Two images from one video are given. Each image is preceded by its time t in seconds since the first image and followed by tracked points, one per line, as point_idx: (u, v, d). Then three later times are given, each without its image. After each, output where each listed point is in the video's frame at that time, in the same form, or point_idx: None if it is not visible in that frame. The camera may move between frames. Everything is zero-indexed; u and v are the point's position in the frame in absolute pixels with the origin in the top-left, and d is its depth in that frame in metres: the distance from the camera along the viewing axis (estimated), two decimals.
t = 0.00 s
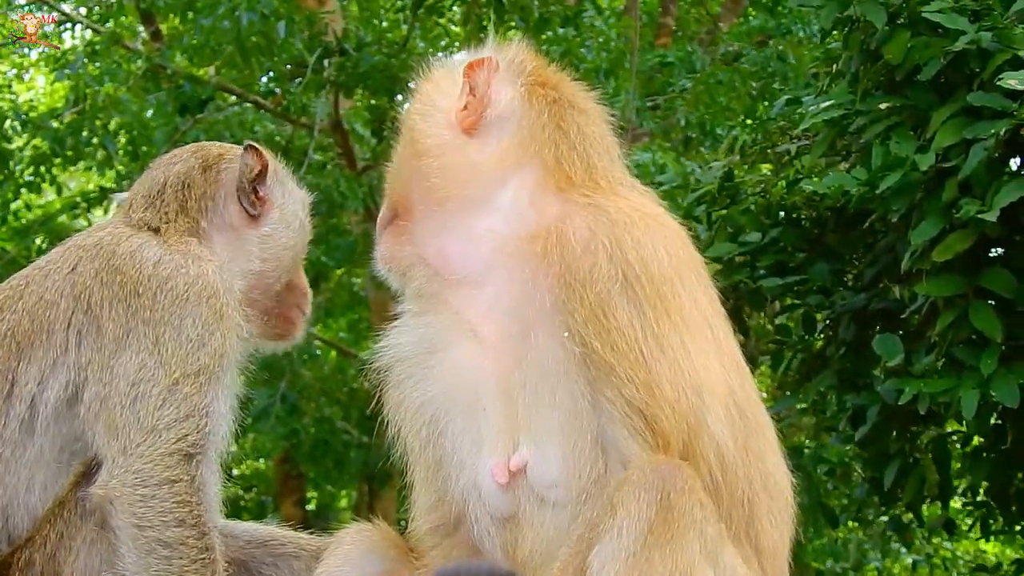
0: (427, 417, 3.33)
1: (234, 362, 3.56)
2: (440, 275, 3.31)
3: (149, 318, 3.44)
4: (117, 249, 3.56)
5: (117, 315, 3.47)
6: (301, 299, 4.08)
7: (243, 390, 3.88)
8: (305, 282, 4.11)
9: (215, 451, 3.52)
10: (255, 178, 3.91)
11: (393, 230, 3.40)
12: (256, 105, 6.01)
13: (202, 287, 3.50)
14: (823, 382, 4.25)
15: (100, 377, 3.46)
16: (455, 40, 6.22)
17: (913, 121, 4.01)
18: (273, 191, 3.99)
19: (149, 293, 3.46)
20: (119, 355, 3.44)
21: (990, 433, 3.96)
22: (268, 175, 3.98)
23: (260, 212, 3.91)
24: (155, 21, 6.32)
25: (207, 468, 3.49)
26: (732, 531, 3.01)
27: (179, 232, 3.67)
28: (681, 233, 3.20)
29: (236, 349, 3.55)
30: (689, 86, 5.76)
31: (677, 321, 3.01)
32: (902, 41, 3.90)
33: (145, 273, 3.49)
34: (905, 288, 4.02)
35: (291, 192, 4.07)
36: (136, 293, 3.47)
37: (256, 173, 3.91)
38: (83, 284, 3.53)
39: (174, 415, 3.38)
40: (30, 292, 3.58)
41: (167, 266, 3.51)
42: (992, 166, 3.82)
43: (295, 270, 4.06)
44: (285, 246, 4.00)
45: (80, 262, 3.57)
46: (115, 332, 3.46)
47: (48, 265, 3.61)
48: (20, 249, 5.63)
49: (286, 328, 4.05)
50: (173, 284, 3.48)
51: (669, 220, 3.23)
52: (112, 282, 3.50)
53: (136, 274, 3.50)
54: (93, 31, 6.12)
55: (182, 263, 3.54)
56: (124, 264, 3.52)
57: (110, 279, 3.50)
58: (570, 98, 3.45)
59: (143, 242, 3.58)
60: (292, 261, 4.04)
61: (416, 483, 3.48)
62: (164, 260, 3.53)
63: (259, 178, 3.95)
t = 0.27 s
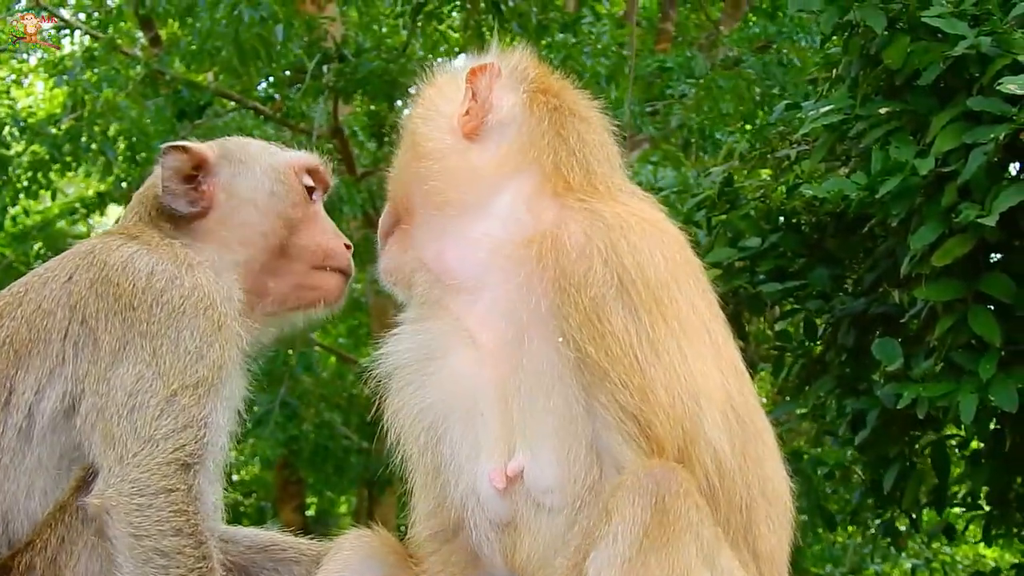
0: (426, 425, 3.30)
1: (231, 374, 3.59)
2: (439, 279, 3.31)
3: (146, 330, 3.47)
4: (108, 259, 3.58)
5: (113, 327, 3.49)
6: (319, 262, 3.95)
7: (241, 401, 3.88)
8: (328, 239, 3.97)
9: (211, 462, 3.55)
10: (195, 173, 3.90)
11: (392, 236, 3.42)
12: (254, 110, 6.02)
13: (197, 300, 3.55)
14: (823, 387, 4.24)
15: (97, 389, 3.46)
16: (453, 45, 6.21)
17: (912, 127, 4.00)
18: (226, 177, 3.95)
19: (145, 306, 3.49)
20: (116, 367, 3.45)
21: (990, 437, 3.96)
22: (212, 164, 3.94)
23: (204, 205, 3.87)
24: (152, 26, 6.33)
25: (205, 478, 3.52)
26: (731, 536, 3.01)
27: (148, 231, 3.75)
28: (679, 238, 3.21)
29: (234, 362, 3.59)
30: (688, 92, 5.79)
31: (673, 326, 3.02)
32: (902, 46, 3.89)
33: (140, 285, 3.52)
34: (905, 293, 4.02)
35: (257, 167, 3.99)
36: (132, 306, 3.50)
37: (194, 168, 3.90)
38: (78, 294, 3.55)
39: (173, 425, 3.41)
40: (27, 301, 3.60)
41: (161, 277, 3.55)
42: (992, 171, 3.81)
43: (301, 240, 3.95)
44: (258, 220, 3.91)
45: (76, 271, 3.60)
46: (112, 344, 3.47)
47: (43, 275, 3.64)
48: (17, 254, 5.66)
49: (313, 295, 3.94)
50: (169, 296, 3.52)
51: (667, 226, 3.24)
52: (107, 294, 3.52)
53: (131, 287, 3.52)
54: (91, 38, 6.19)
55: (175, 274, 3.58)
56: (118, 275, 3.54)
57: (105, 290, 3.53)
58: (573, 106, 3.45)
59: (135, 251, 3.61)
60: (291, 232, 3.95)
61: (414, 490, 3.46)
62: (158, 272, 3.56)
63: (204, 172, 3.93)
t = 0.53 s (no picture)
0: (424, 425, 3.31)
1: (223, 381, 3.60)
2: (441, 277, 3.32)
3: (135, 340, 3.49)
4: (101, 267, 3.61)
5: (103, 336, 3.51)
6: (333, 256, 3.94)
7: (240, 405, 3.88)
8: (342, 231, 3.96)
9: (200, 471, 3.56)
10: (201, 179, 3.89)
11: (394, 227, 3.41)
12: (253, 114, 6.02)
13: (187, 306, 3.55)
14: (823, 391, 4.23)
15: (85, 400, 3.48)
16: (452, 48, 6.21)
17: (911, 129, 4.00)
18: (232, 181, 3.95)
19: (134, 315, 3.51)
20: (103, 377, 3.48)
21: (990, 439, 3.96)
22: (216, 168, 3.94)
23: (213, 210, 3.87)
24: (152, 31, 6.35)
25: (191, 489, 3.53)
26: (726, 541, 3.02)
27: (146, 239, 3.76)
28: (683, 244, 3.19)
29: (226, 369, 3.60)
30: (686, 96, 5.79)
31: (673, 332, 3.01)
32: (901, 48, 3.89)
33: (129, 294, 3.54)
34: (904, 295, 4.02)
35: (264, 168, 3.99)
36: (121, 316, 3.52)
37: (200, 174, 3.89)
38: (70, 303, 3.59)
39: (158, 436, 3.42)
40: (23, 309, 3.65)
41: (151, 285, 3.56)
42: (990, 173, 3.81)
43: (314, 236, 3.95)
44: (266, 221, 3.91)
45: (70, 279, 3.64)
46: (100, 354, 3.50)
47: (39, 283, 3.68)
48: (16, 258, 5.68)
49: (329, 290, 3.95)
50: (157, 304, 3.53)
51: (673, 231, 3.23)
52: (98, 302, 3.56)
53: (121, 295, 3.54)
54: (90, 42, 6.19)
55: (166, 281, 3.59)
56: (109, 284, 3.57)
57: (96, 299, 3.56)
58: (586, 110, 3.43)
59: (128, 258, 3.63)
60: (301, 229, 3.95)
61: (411, 490, 3.46)
62: (149, 279, 3.58)
63: (209, 177, 3.92)
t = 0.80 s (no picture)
0: (422, 423, 3.32)
1: (213, 383, 3.63)
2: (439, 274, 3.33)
3: (121, 343, 3.52)
4: (90, 270, 3.66)
5: (90, 340, 3.55)
6: (336, 257, 3.94)
7: (236, 405, 3.90)
8: (343, 233, 3.95)
9: (191, 473, 3.59)
10: (200, 186, 3.90)
11: (394, 223, 3.41)
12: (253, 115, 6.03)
13: (175, 308, 3.58)
14: (823, 395, 4.24)
15: (73, 405, 3.53)
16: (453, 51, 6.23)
17: (911, 130, 4.01)
18: (232, 187, 3.96)
19: (120, 318, 3.55)
20: (90, 381, 3.52)
21: (990, 440, 3.96)
22: (215, 175, 3.95)
23: (212, 216, 3.88)
24: (151, 33, 6.36)
25: (181, 492, 3.57)
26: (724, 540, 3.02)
27: (139, 243, 3.78)
28: (683, 245, 3.20)
29: (215, 371, 3.62)
30: (687, 99, 5.84)
31: (672, 332, 3.02)
32: (900, 49, 3.90)
33: (115, 298, 3.58)
34: (904, 296, 4.03)
35: (263, 174, 4.00)
36: (107, 319, 3.56)
37: (199, 181, 3.90)
38: (57, 307, 3.63)
39: (146, 438, 3.46)
40: (11, 313, 3.69)
41: (138, 287, 3.60)
42: (989, 173, 3.82)
43: (315, 239, 3.95)
44: (268, 225, 3.93)
45: (58, 283, 3.68)
46: (88, 358, 3.54)
47: (26, 288, 3.72)
48: (15, 260, 5.71)
49: (332, 291, 3.94)
50: (144, 307, 3.56)
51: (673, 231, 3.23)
52: (85, 306, 3.60)
53: (108, 299, 3.58)
54: (90, 43, 6.20)
55: (154, 284, 3.62)
56: (97, 288, 3.61)
57: (83, 303, 3.60)
58: (588, 110, 3.44)
59: (117, 261, 3.67)
60: (303, 232, 3.96)
61: (409, 489, 3.47)
62: (136, 281, 3.62)
63: (208, 183, 3.94)
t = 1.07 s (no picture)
0: (415, 423, 3.32)
1: (205, 386, 3.64)
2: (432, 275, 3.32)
3: (112, 345, 3.52)
4: (82, 272, 3.65)
5: (82, 341, 3.55)
6: (330, 259, 3.94)
7: (229, 406, 3.90)
8: (336, 235, 3.96)
9: (181, 474, 3.58)
10: (192, 191, 3.89)
11: (386, 226, 3.41)
12: (246, 114, 6.02)
13: (166, 310, 3.59)
14: (815, 396, 4.25)
15: (64, 407, 3.52)
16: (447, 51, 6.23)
17: (904, 132, 4.01)
18: (223, 191, 3.96)
19: (112, 320, 3.55)
20: (80, 383, 3.51)
21: (982, 442, 3.97)
22: (206, 180, 3.94)
23: (205, 220, 3.88)
24: (145, 31, 6.36)
25: (171, 493, 3.56)
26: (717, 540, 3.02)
27: (131, 245, 3.77)
28: (676, 245, 3.20)
29: (206, 374, 3.62)
30: (680, 100, 5.87)
31: (667, 330, 3.01)
32: (893, 51, 3.90)
33: (107, 300, 3.58)
34: (896, 298, 4.03)
35: (254, 179, 4.00)
36: (99, 322, 3.56)
37: (190, 187, 3.89)
38: (49, 309, 3.63)
39: (136, 440, 3.46)
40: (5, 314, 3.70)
41: (130, 289, 3.59)
42: (982, 176, 3.83)
43: (308, 241, 3.95)
44: (261, 230, 3.93)
45: (52, 284, 3.68)
46: (78, 360, 3.54)
47: (21, 288, 3.73)
48: (7, 258, 5.70)
49: (328, 292, 3.94)
50: (135, 309, 3.57)
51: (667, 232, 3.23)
52: (77, 308, 3.59)
53: (100, 301, 3.58)
54: (84, 42, 6.18)
55: (146, 286, 3.62)
56: (89, 289, 3.60)
57: (75, 305, 3.60)
58: (578, 110, 3.44)
59: (109, 263, 3.67)
60: (296, 235, 3.96)
61: (402, 489, 3.47)
62: (128, 283, 3.61)
63: (200, 189, 3.93)
